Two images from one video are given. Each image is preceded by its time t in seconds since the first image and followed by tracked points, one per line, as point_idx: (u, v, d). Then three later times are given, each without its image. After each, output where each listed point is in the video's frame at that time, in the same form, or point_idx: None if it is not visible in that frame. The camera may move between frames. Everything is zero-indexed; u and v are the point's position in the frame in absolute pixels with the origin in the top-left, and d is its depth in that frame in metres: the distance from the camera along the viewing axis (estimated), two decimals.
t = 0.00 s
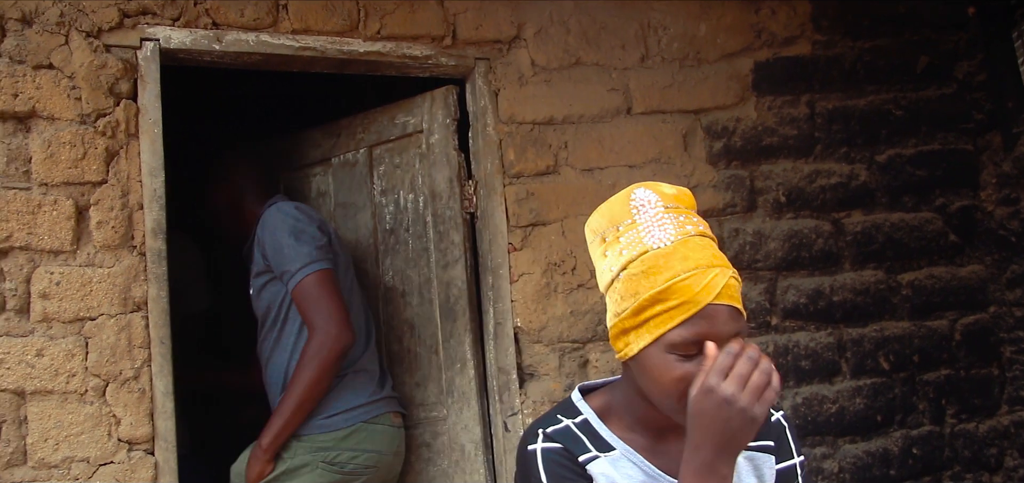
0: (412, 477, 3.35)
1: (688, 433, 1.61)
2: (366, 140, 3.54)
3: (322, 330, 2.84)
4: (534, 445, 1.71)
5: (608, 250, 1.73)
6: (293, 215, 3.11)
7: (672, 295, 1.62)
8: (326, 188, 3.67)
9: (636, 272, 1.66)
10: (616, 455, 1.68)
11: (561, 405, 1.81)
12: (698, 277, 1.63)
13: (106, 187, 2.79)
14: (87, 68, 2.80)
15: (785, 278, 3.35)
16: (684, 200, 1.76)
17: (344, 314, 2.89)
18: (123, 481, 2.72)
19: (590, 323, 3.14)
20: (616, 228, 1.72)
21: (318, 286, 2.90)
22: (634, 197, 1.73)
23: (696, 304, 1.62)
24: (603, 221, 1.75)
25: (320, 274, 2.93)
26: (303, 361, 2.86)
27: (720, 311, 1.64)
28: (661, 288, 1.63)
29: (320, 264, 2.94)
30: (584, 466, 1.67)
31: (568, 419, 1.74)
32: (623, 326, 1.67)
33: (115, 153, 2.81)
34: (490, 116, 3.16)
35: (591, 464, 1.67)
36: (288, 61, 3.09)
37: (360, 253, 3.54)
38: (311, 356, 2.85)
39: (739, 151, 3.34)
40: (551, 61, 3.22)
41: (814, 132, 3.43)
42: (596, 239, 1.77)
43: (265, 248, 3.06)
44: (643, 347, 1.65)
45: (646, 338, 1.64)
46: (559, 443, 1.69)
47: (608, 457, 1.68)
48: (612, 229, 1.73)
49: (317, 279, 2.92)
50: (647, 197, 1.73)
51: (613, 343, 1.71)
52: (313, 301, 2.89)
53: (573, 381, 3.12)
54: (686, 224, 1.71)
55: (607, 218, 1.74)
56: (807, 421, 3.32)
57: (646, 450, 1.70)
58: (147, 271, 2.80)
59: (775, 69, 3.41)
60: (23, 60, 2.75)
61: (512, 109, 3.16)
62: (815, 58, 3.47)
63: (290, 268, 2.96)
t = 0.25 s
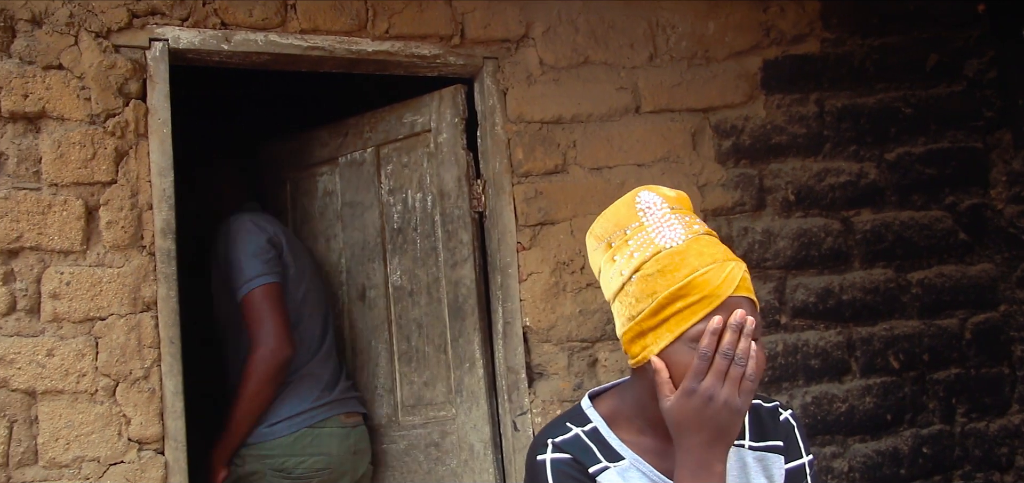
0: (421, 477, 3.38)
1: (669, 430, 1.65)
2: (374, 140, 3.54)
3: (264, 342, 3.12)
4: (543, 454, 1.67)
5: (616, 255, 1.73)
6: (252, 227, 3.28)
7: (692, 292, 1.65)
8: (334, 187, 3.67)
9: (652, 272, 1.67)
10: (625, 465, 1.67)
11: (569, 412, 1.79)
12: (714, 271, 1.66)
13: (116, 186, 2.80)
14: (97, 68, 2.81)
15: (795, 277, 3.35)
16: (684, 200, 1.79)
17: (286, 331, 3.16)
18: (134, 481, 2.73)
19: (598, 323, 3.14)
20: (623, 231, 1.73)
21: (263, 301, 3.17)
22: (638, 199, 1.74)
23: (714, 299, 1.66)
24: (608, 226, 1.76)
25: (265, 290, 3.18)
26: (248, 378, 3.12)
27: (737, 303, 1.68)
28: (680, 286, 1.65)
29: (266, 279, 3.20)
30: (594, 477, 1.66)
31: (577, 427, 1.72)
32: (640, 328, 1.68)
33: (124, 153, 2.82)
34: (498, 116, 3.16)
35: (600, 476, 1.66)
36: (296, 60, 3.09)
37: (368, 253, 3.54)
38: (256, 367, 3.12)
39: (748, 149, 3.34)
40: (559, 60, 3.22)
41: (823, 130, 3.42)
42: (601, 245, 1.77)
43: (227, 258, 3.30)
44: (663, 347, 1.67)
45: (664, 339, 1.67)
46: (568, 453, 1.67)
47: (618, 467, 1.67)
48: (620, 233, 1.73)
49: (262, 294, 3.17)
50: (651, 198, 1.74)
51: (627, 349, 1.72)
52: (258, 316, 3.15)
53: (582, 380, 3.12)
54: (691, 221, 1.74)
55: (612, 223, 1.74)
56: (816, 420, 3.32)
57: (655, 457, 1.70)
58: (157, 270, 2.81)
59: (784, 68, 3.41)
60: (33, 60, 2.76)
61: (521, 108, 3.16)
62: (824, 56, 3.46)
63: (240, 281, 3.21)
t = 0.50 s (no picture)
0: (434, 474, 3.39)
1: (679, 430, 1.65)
2: (385, 138, 3.55)
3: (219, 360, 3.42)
4: (554, 448, 1.67)
5: (618, 252, 1.72)
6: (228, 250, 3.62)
7: (692, 280, 1.64)
8: (345, 186, 3.67)
9: (652, 265, 1.67)
10: (636, 458, 1.67)
11: (579, 406, 1.78)
12: (713, 259, 1.65)
13: (129, 186, 2.81)
14: (110, 68, 2.82)
15: (808, 275, 3.34)
16: (681, 195, 1.78)
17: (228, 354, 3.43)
18: (148, 479, 2.74)
19: (611, 321, 3.14)
20: (622, 229, 1.73)
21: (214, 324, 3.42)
22: (634, 196, 1.74)
23: (715, 288, 1.64)
24: (607, 224, 1.76)
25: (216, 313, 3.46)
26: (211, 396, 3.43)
27: (738, 290, 1.66)
28: (680, 276, 1.64)
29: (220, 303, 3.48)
30: (604, 471, 1.65)
31: (587, 420, 1.72)
32: (645, 322, 1.67)
33: (138, 152, 2.83)
34: (510, 114, 3.16)
35: (612, 469, 1.65)
36: (308, 59, 3.09)
37: (380, 251, 3.54)
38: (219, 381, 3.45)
39: (760, 147, 3.33)
40: (571, 59, 3.22)
41: (836, 128, 3.41)
42: (603, 245, 1.77)
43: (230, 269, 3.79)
44: (669, 339, 1.66)
45: (668, 332, 1.65)
46: (579, 447, 1.66)
47: (629, 461, 1.66)
48: (619, 231, 1.73)
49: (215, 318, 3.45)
50: (648, 194, 1.74)
51: (635, 345, 1.71)
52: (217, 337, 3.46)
53: (594, 379, 3.12)
54: (690, 214, 1.74)
55: (611, 221, 1.74)
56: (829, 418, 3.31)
57: (665, 451, 1.70)
58: (170, 269, 2.81)
59: (797, 65, 3.40)
60: (47, 60, 2.77)
61: (533, 106, 3.16)
62: (837, 53, 3.45)
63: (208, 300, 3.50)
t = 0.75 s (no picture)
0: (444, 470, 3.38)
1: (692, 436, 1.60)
2: (396, 135, 3.55)
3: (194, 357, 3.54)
4: (560, 447, 1.68)
5: (616, 291, 1.63)
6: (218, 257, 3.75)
7: (703, 329, 1.57)
8: (356, 183, 3.68)
9: (657, 312, 1.57)
10: (643, 457, 1.67)
11: (588, 403, 1.78)
12: (720, 304, 1.57)
13: (141, 182, 2.82)
14: (122, 65, 2.83)
15: (819, 272, 3.33)
16: (671, 210, 1.65)
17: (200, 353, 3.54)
18: (160, 475, 2.74)
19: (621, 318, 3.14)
20: (617, 266, 1.63)
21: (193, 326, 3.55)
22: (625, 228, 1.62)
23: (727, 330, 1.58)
24: (600, 258, 1.64)
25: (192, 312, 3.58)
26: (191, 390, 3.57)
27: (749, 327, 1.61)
28: (689, 325, 1.56)
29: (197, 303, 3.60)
30: (610, 469, 1.65)
31: (594, 419, 1.72)
32: (654, 363, 1.61)
33: (150, 149, 2.83)
34: (521, 111, 3.16)
35: (618, 467, 1.65)
36: (319, 56, 3.10)
37: (391, 248, 3.54)
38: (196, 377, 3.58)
39: (771, 144, 3.32)
40: (582, 55, 3.22)
41: (847, 124, 3.40)
42: (597, 277, 1.67)
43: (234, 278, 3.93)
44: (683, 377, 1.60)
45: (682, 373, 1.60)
46: (585, 446, 1.67)
47: (635, 459, 1.67)
48: (615, 268, 1.63)
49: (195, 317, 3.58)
50: (639, 225, 1.62)
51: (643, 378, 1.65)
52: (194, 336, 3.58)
53: (605, 375, 3.11)
54: (685, 239, 1.62)
55: (605, 257, 1.63)
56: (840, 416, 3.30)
57: (673, 449, 1.69)
58: (182, 265, 2.82)
59: (809, 62, 3.39)
60: (60, 58, 2.78)
61: (544, 103, 3.16)
62: (849, 50, 3.44)
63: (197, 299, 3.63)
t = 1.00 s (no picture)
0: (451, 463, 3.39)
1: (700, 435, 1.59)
2: (403, 129, 3.55)
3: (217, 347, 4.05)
4: (567, 442, 1.69)
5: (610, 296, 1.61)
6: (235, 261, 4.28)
7: (696, 339, 1.56)
8: (363, 176, 3.68)
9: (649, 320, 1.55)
10: (649, 451, 1.68)
11: (593, 398, 1.78)
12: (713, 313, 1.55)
13: (149, 175, 2.82)
14: (130, 58, 2.83)
15: (826, 266, 3.33)
16: (665, 215, 1.62)
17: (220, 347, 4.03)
18: (168, 467, 2.75)
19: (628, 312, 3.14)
20: (611, 273, 1.61)
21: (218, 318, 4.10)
22: (617, 236, 1.59)
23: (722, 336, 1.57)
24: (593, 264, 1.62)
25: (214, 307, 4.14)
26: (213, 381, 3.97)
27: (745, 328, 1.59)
28: (682, 333, 1.54)
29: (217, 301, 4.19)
30: (616, 464, 1.67)
31: (600, 413, 1.72)
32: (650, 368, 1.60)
33: (157, 142, 2.84)
34: (528, 104, 3.16)
35: (624, 462, 1.67)
36: (327, 49, 3.10)
37: (398, 242, 3.55)
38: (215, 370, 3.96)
39: (779, 138, 3.32)
40: (589, 49, 3.21)
41: (855, 119, 3.40)
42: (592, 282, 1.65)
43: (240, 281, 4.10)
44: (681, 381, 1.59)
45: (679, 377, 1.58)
46: (592, 440, 1.68)
47: (641, 454, 1.68)
48: (608, 275, 1.61)
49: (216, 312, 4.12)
50: (631, 232, 1.59)
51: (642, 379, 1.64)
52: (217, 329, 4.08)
53: (612, 369, 3.11)
54: (677, 246, 1.59)
55: (598, 263, 1.61)
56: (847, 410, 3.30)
57: (678, 444, 1.69)
58: (189, 258, 2.83)
59: (816, 56, 3.38)
60: (68, 50, 2.78)
61: (551, 97, 3.16)
62: (857, 43, 3.43)
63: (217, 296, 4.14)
